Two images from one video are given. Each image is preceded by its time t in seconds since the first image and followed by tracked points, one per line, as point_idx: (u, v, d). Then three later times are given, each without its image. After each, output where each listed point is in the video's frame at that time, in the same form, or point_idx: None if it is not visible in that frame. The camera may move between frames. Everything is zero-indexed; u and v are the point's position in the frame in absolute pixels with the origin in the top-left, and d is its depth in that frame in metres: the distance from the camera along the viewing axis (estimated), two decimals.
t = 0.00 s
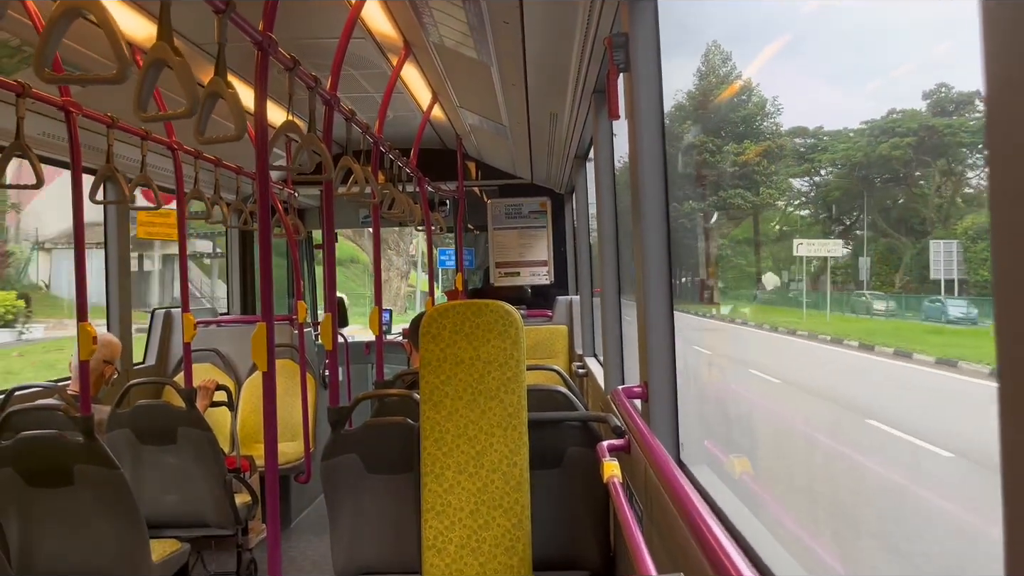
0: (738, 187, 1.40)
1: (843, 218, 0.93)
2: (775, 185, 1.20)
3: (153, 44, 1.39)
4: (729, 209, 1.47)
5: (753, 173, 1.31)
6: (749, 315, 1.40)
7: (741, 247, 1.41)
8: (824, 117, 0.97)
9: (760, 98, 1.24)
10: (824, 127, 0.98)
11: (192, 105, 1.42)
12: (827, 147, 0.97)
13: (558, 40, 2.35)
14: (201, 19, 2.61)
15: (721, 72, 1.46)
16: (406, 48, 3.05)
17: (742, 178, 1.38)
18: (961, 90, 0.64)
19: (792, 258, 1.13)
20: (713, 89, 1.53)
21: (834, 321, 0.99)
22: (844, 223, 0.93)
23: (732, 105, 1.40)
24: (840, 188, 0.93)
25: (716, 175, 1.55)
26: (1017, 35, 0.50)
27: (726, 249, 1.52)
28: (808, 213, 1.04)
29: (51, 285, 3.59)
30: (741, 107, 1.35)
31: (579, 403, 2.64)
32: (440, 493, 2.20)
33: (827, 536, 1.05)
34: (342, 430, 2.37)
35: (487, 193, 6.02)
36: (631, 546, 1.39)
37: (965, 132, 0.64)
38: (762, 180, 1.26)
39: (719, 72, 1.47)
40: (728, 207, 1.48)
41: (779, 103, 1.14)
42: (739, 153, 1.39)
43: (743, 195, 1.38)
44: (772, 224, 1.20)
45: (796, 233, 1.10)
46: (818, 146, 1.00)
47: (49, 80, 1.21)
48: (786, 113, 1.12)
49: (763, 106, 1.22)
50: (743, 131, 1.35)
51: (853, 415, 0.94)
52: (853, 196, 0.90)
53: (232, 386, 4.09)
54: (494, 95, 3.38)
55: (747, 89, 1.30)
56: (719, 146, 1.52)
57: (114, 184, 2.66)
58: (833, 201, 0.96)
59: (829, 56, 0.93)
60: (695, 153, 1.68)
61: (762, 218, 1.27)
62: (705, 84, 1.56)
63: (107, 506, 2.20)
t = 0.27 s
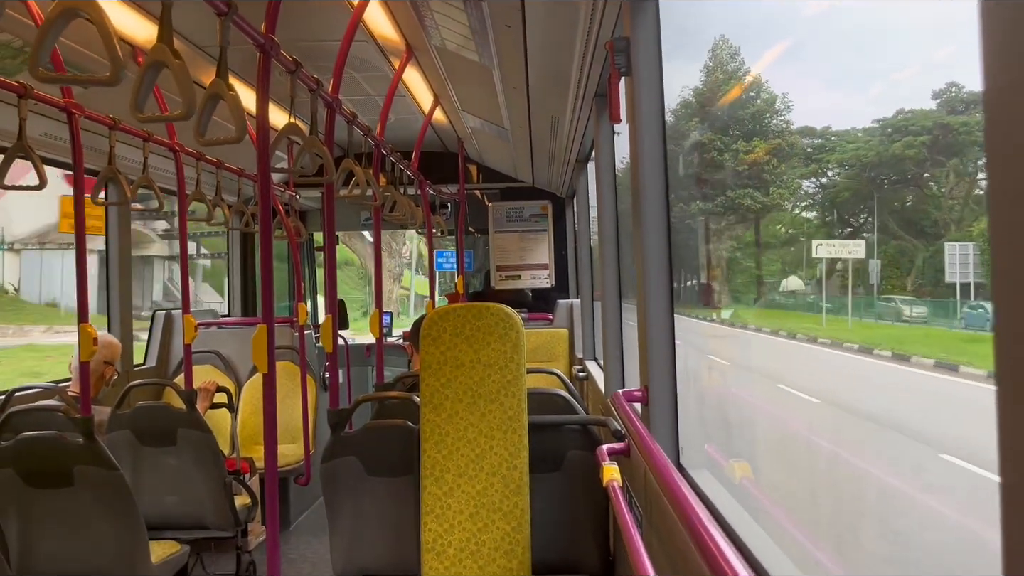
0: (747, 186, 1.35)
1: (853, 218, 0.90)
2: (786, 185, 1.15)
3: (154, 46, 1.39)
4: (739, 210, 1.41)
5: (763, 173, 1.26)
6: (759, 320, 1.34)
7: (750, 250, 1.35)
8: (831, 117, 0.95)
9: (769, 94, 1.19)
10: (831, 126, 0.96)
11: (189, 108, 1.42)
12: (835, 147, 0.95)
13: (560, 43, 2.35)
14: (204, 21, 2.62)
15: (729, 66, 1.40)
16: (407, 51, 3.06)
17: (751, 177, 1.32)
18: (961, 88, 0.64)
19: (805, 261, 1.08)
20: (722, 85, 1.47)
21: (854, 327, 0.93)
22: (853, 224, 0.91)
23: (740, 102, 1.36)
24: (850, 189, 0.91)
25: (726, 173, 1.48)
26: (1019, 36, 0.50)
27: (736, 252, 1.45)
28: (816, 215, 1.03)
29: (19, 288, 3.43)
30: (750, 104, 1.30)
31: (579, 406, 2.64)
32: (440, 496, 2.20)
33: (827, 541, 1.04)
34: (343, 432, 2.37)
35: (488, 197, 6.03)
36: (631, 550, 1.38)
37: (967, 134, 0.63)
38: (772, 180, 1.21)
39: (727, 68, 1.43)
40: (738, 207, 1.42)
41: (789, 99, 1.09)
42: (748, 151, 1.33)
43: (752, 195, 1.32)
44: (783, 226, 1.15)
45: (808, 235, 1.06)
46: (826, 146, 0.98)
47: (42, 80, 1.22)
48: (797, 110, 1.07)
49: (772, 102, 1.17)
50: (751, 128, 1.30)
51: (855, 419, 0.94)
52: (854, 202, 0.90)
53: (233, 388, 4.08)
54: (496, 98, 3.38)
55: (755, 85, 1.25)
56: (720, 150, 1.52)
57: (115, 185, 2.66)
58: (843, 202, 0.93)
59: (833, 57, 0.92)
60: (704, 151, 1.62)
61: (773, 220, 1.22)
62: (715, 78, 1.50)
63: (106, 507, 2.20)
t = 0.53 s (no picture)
0: (757, 186, 1.29)
1: (860, 222, 0.88)
2: (798, 184, 1.09)
3: (156, 52, 1.39)
4: (750, 212, 1.34)
5: (773, 172, 1.20)
6: (770, 326, 1.28)
7: (761, 253, 1.29)
8: (839, 116, 0.93)
9: (779, 91, 1.14)
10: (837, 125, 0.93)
11: (195, 113, 1.43)
12: (843, 147, 0.93)
13: (560, 49, 2.36)
14: (205, 27, 2.63)
15: (737, 62, 1.35)
16: (407, 56, 3.07)
17: (762, 177, 1.26)
18: (958, 89, 0.64)
19: (819, 265, 1.03)
20: (732, 81, 1.40)
21: (878, 335, 0.86)
22: (850, 230, 0.91)
23: (741, 106, 1.35)
24: (859, 191, 0.88)
25: (737, 171, 1.41)
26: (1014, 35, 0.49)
27: (747, 255, 1.38)
28: (820, 218, 1.00)
29: None
30: (759, 101, 1.24)
31: (579, 411, 2.64)
32: (439, 501, 2.20)
33: (824, 547, 1.04)
34: (342, 437, 2.37)
35: (488, 201, 6.04)
36: (629, 556, 1.38)
37: (964, 140, 0.64)
38: (783, 180, 1.15)
39: (734, 65, 1.37)
40: (748, 209, 1.36)
41: (800, 96, 1.05)
42: (757, 150, 1.27)
43: (763, 195, 1.26)
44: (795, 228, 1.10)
45: (819, 239, 1.02)
46: (833, 147, 0.95)
47: (48, 88, 1.21)
48: (809, 107, 1.02)
49: (782, 100, 1.12)
50: (761, 125, 1.24)
51: (853, 425, 0.93)
52: (851, 209, 0.91)
53: (232, 392, 4.08)
54: (496, 103, 3.38)
55: (765, 82, 1.20)
56: (719, 155, 1.52)
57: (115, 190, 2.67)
58: (850, 205, 0.91)
59: (835, 60, 0.92)
60: (714, 151, 1.54)
61: (783, 221, 1.16)
62: (724, 73, 1.43)
63: (105, 512, 2.20)
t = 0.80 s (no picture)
0: (767, 184, 1.24)
1: (868, 223, 0.87)
2: (811, 182, 1.05)
3: (156, 57, 1.40)
4: (760, 211, 1.29)
5: (784, 170, 1.15)
6: (782, 329, 1.22)
7: (771, 254, 1.24)
8: (840, 119, 0.93)
9: (791, 85, 1.09)
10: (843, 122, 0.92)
11: (192, 118, 1.42)
12: (853, 147, 0.91)
13: (560, 53, 2.36)
14: (205, 32, 2.64)
15: (746, 55, 1.30)
16: (407, 62, 3.08)
17: (773, 174, 1.21)
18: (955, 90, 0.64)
19: (829, 268, 0.99)
20: (743, 74, 1.34)
21: (892, 340, 0.83)
22: (851, 231, 0.91)
23: (742, 109, 1.36)
24: (870, 192, 0.86)
25: (748, 166, 1.35)
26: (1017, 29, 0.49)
27: (757, 256, 1.33)
28: (828, 221, 0.99)
29: None
30: (770, 95, 1.20)
31: (580, 416, 2.63)
32: (440, 506, 2.19)
33: (826, 550, 1.04)
34: (343, 442, 2.37)
35: (488, 206, 6.05)
36: (631, 560, 1.37)
37: (964, 141, 0.64)
38: (795, 178, 1.11)
39: (744, 57, 1.32)
40: (757, 207, 1.31)
41: (811, 91, 1.01)
42: (768, 147, 1.23)
43: (774, 193, 1.21)
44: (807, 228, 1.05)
45: (828, 243, 0.99)
46: (842, 147, 0.94)
47: (50, 93, 1.22)
48: (822, 101, 0.98)
49: (793, 95, 1.08)
50: (772, 121, 1.20)
51: (854, 427, 0.93)
52: (853, 210, 0.91)
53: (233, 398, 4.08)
54: (496, 107, 3.39)
55: (775, 76, 1.16)
56: (719, 158, 1.52)
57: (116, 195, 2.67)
58: (860, 206, 0.88)
59: (837, 59, 0.92)
60: (724, 147, 1.48)
61: (794, 222, 1.12)
62: (734, 67, 1.38)
63: (104, 518, 2.19)
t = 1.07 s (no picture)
0: (778, 183, 1.18)
1: (875, 224, 0.84)
2: (824, 181, 1.00)
3: (155, 67, 1.40)
4: (771, 212, 1.23)
5: (797, 168, 1.10)
6: (793, 336, 1.17)
7: (782, 256, 1.18)
8: (837, 126, 0.94)
9: (802, 81, 1.04)
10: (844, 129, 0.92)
11: (187, 129, 1.43)
12: (861, 148, 0.88)
13: (558, 62, 2.37)
14: (205, 43, 2.65)
15: (755, 50, 1.24)
16: (406, 71, 3.09)
17: (785, 173, 1.15)
18: (951, 99, 0.64)
19: (836, 271, 0.96)
20: (752, 69, 1.28)
21: (890, 346, 0.83)
22: (848, 239, 0.92)
23: (739, 118, 1.37)
24: (881, 192, 0.82)
25: (756, 166, 1.30)
26: (1013, 36, 0.50)
27: (767, 259, 1.27)
28: (837, 223, 0.96)
29: None
30: (780, 91, 1.14)
31: (580, 424, 2.63)
32: (440, 515, 2.19)
33: (825, 558, 1.04)
34: (343, 451, 2.37)
35: (487, 214, 6.06)
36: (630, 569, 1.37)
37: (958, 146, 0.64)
38: (808, 176, 1.06)
39: (753, 52, 1.26)
40: (768, 208, 1.25)
41: (822, 87, 0.96)
42: (778, 145, 1.17)
43: (786, 193, 1.15)
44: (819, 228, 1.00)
45: (835, 245, 0.96)
46: (851, 147, 0.91)
47: (43, 102, 1.22)
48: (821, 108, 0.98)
49: (804, 90, 1.04)
50: (782, 118, 1.14)
51: (853, 434, 0.93)
52: (851, 218, 0.91)
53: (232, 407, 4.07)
54: (494, 116, 3.40)
55: (785, 72, 1.10)
56: (718, 166, 1.53)
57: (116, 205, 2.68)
58: (870, 207, 0.85)
59: (836, 66, 0.92)
60: (733, 145, 1.42)
61: (806, 222, 1.07)
62: (742, 61, 1.31)
63: (103, 529, 2.19)
